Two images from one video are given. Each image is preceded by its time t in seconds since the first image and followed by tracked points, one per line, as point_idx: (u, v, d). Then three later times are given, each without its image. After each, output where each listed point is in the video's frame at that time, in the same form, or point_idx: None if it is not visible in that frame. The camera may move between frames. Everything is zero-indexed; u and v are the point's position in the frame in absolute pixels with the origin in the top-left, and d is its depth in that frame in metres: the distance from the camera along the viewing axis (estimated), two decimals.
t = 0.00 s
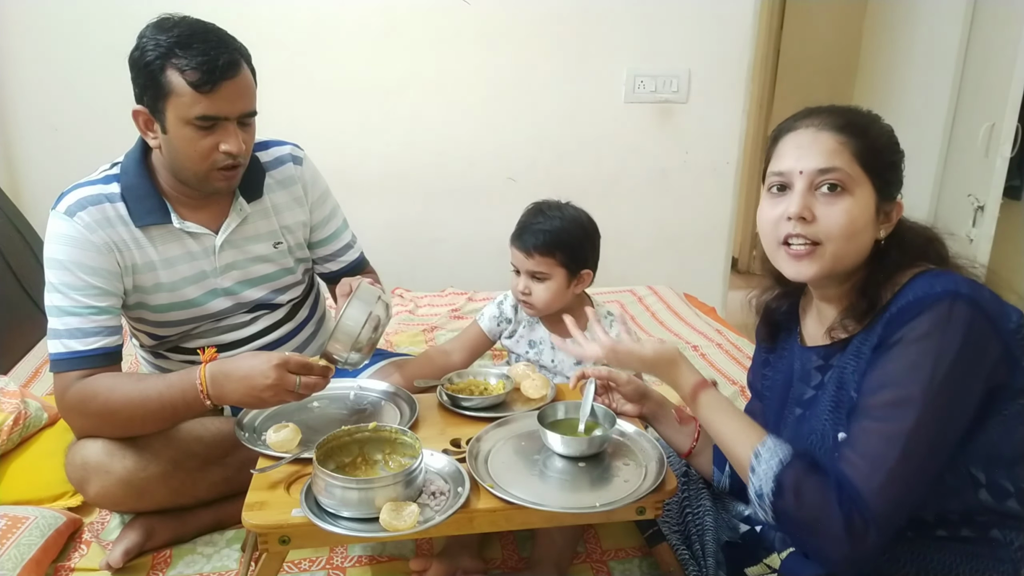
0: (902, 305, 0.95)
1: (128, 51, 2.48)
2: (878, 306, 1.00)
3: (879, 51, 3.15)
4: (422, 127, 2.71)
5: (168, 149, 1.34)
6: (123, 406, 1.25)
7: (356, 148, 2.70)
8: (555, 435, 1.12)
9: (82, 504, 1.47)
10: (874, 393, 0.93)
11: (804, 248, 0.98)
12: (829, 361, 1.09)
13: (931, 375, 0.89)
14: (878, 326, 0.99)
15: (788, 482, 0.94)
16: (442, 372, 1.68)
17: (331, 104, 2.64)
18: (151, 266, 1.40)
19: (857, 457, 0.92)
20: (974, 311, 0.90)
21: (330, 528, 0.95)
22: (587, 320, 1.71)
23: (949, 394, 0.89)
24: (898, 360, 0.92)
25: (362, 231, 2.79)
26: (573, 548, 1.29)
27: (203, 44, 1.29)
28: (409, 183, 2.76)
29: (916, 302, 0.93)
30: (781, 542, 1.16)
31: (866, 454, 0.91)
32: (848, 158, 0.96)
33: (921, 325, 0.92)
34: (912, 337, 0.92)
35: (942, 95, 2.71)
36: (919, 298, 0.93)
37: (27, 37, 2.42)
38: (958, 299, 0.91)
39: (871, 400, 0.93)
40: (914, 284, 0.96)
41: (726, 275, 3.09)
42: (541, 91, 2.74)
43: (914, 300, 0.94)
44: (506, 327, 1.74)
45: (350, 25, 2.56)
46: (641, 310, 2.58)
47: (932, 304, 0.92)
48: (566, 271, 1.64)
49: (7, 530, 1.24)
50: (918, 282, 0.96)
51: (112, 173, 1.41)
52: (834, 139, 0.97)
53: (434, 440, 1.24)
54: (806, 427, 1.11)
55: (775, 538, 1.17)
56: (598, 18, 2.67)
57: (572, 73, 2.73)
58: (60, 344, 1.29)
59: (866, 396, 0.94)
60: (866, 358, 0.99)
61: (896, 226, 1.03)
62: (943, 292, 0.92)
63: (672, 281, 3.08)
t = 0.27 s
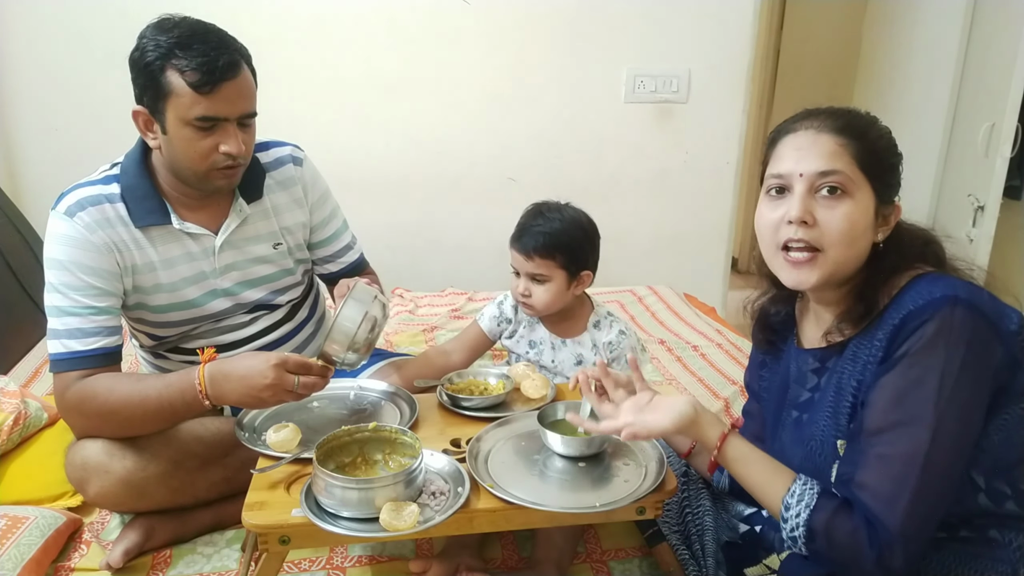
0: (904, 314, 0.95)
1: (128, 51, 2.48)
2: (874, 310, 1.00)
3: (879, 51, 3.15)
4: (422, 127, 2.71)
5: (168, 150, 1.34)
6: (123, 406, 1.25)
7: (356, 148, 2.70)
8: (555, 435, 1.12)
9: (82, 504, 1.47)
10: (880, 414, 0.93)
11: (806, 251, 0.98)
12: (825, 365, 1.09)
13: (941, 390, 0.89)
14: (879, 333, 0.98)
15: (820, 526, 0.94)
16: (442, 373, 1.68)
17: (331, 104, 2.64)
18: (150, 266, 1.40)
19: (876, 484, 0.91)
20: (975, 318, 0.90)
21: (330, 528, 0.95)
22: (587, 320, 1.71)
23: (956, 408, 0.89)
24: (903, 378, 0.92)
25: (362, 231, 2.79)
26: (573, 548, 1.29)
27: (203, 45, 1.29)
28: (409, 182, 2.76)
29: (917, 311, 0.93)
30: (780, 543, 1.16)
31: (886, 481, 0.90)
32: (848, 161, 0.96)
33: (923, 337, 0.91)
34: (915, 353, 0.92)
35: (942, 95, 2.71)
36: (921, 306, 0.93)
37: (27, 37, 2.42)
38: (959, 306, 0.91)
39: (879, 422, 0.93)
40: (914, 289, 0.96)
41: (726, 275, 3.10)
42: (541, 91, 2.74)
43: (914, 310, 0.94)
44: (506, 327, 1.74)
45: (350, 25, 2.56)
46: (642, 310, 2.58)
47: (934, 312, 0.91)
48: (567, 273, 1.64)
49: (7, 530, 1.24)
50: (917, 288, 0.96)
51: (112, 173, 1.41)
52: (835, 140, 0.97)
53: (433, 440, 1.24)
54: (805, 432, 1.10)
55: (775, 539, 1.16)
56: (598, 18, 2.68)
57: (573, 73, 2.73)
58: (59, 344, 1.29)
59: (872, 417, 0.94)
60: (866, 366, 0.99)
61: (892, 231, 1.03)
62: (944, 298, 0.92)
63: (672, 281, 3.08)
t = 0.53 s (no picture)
0: (903, 317, 0.95)
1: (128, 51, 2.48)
2: (874, 311, 1.00)
3: (879, 52, 3.15)
4: (422, 127, 2.71)
5: (168, 150, 1.34)
6: (123, 406, 1.25)
7: (356, 148, 2.70)
8: (555, 435, 1.12)
9: (82, 504, 1.46)
10: (882, 421, 0.92)
11: (797, 249, 0.98)
12: (824, 367, 1.08)
13: (943, 395, 0.89)
14: (880, 336, 0.98)
15: (830, 539, 0.93)
16: (442, 372, 1.67)
17: (331, 104, 2.64)
18: (150, 267, 1.40)
19: (883, 493, 0.91)
20: (975, 321, 0.90)
21: (330, 528, 0.95)
22: (586, 320, 1.71)
23: (958, 413, 0.89)
24: (904, 384, 0.92)
25: (361, 231, 2.79)
26: (573, 548, 1.29)
27: (204, 46, 1.29)
28: (409, 182, 2.76)
29: (917, 314, 0.93)
30: (780, 543, 1.15)
31: (893, 490, 0.90)
32: (844, 162, 0.96)
33: (924, 342, 0.91)
34: (916, 358, 0.91)
35: (942, 95, 2.70)
36: (921, 309, 0.93)
37: (27, 37, 2.42)
38: (959, 309, 0.90)
39: (881, 429, 0.92)
40: (914, 292, 0.96)
41: (726, 275, 3.10)
42: (541, 91, 2.74)
43: (914, 314, 0.93)
44: (506, 327, 1.74)
45: (350, 24, 2.56)
46: (641, 310, 2.58)
47: (934, 316, 0.91)
48: (566, 274, 1.64)
49: (7, 530, 1.24)
50: (916, 290, 0.96)
51: (113, 173, 1.41)
52: (832, 142, 0.97)
53: (433, 440, 1.24)
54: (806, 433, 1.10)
55: (774, 539, 1.16)
56: (598, 18, 2.68)
57: (573, 73, 2.73)
58: (59, 345, 1.29)
59: (874, 424, 0.93)
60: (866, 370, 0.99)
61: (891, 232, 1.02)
62: (944, 301, 0.91)
63: (672, 281, 3.08)
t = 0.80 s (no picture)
0: (906, 318, 0.95)
1: (129, 51, 2.49)
2: (874, 312, 1.00)
3: (879, 51, 3.15)
4: (422, 127, 2.71)
5: (173, 150, 1.34)
6: (123, 407, 1.25)
7: (356, 148, 2.70)
8: (556, 435, 1.12)
9: (82, 504, 1.46)
10: (892, 422, 0.92)
11: (771, 253, 1.00)
12: (826, 367, 1.08)
13: (952, 395, 0.89)
14: (881, 337, 0.98)
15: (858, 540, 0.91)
16: (443, 372, 1.68)
17: (331, 104, 2.64)
18: (152, 267, 1.40)
19: (899, 496, 0.90)
20: (977, 319, 0.91)
21: (330, 528, 0.95)
22: (586, 320, 1.71)
23: (966, 410, 0.89)
24: (911, 386, 0.91)
25: (361, 231, 2.79)
26: (573, 548, 1.29)
27: (211, 46, 1.29)
28: (409, 183, 2.76)
29: (919, 314, 0.93)
30: (780, 543, 1.15)
31: (909, 492, 0.89)
32: (810, 170, 0.95)
33: (929, 342, 0.91)
34: (922, 359, 0.91)
35: (942, 95, 2.71)
36: (923, 310, 0.93)
37: (27, 37, 2.42)
38: (961, 309, 0.91)
39: (891, 431, 0.92)
40: (914, 293, 0.96)
41: (726, 274, 3.10)
42: (541, 91, 2.74)
43: (917, 314, 0.93)
44: (506, 326, 1.74)
45: (350, 24, 2.56)
46: (641, 310, 2.58)
47: (937, 316, 0.91)
48: (566, 274, 1.64)
49: (7, 530, 1.24)
50: (917, 291, 0.96)
51: (116, 173, 1.41)
52: (801, 150, 0.96)
53: (434, 440, 1.24)
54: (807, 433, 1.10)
55: (774, 540, 1.16)
56: (598, 19, 2.68)
57: (573, 73, 2.73)
58: (63, 343, 1.30)
59: (883, 425, 0.93)
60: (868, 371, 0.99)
61: (885, 227, 1.00)
62: (946, 302, 0.92)
63: (672, 281, 3.08)
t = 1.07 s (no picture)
0: (908, 321, 0.94)
1: (129, 51, 2.48)
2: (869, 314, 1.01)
3: (879, 51, 3.15)
4: (422, 126, 2.71)
5: (184, 149, 1.34)
6: (122, 409, 1.25)
7: (356, 148, 2.70)
8: (556, 435, 1.12)
9: (82, 504, 1.46)
10: (913, 435, 0.90)
11: (752, 260, 1.05)
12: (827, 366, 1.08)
13: (968, 397, 0.89)
14: (883, 340, 0.97)
15: (896, 554, 0.90)
16: (443, 372, 1.68)
17: (331, 104, 2.64)
18: (160, 265, 1.40)
19: (932, 506, 0.88)
20: (977, 317, 0.91)
21: (330, 528, 0.95)
22: (585, 320, 1.71)
23: (982, 413, 0.88)
24: (925, 391, 0.90)
25: (361, 231, 2.79)
26: (573, 548, 1.29)
27: (223, 44, 1.29)
28: (409, 183, 2.76)
29: (921, 316, 0.93)
30: (781, 542, 1.16)
31: (943, 501, 0.88)
32: (779, 182, 0.98)
33: (934, 345, 0.91)
34: (933, 364, 0.90)
35: (942, 95, 2.71)
36: (925, 312, 0.93)
37: (27, 37, 2.42)
38: (962, 310, 0.91)
39: (914, 442, 0.90)
40: (913, 294, 0.96)
41: (726, 274, 3.10)
42: (541, 91, 2.74)
43: (916, 315, 0.93)
44: (506, 327, 1.74)
45: (350, 24, 2.56)
46: (641, 309, 2.58)
47: (941, 318, 0.92)
48: (566, 274, 1.64)
49: (7, 530, 1.24)
50: (916, 292, 0.96)
51: (126, 170, 1.41)
52: (769, 161, 1.00)
53: (434, 440, 1.23)
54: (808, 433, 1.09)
55: (775, 539, 1.17)
56: (598, 19, 2.68)
57: (572, 73, 2.73)
58: (75, 339, 1.30)
59: (905, 440, 0.91)
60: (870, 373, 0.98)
61: (868, 232, 0.99)
62: (946, 303, 0.92)
63: (672, 281, 3.08)
